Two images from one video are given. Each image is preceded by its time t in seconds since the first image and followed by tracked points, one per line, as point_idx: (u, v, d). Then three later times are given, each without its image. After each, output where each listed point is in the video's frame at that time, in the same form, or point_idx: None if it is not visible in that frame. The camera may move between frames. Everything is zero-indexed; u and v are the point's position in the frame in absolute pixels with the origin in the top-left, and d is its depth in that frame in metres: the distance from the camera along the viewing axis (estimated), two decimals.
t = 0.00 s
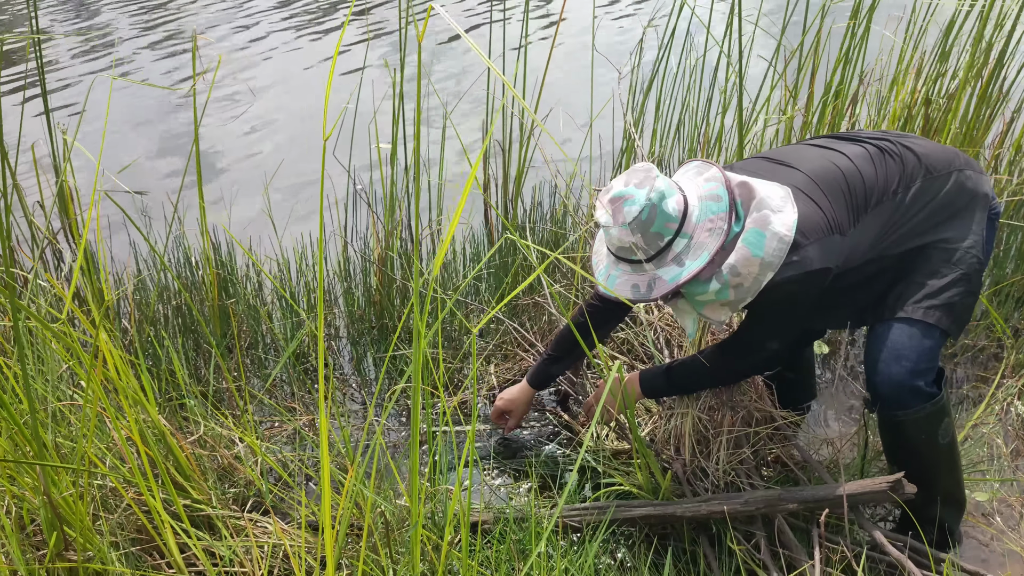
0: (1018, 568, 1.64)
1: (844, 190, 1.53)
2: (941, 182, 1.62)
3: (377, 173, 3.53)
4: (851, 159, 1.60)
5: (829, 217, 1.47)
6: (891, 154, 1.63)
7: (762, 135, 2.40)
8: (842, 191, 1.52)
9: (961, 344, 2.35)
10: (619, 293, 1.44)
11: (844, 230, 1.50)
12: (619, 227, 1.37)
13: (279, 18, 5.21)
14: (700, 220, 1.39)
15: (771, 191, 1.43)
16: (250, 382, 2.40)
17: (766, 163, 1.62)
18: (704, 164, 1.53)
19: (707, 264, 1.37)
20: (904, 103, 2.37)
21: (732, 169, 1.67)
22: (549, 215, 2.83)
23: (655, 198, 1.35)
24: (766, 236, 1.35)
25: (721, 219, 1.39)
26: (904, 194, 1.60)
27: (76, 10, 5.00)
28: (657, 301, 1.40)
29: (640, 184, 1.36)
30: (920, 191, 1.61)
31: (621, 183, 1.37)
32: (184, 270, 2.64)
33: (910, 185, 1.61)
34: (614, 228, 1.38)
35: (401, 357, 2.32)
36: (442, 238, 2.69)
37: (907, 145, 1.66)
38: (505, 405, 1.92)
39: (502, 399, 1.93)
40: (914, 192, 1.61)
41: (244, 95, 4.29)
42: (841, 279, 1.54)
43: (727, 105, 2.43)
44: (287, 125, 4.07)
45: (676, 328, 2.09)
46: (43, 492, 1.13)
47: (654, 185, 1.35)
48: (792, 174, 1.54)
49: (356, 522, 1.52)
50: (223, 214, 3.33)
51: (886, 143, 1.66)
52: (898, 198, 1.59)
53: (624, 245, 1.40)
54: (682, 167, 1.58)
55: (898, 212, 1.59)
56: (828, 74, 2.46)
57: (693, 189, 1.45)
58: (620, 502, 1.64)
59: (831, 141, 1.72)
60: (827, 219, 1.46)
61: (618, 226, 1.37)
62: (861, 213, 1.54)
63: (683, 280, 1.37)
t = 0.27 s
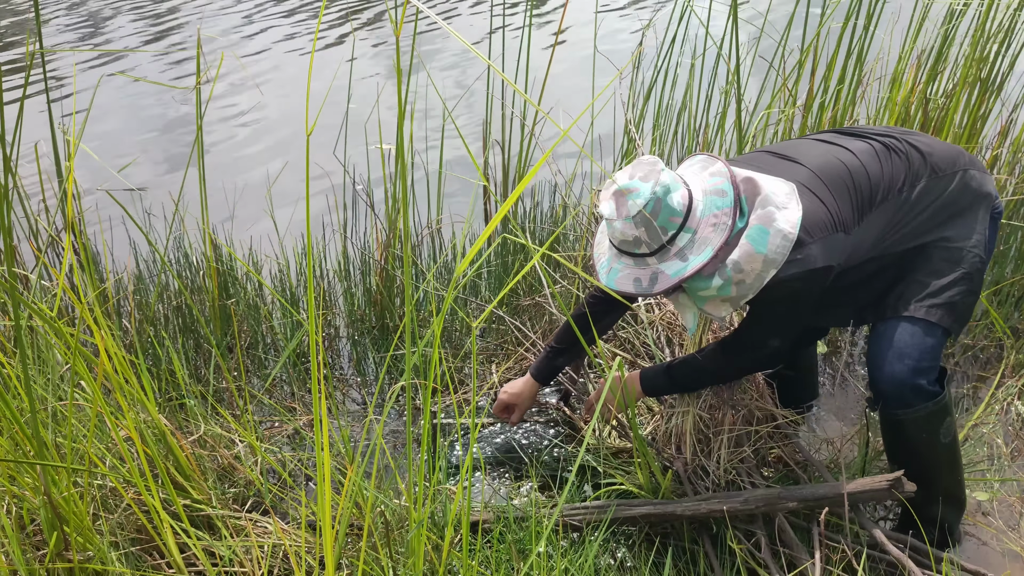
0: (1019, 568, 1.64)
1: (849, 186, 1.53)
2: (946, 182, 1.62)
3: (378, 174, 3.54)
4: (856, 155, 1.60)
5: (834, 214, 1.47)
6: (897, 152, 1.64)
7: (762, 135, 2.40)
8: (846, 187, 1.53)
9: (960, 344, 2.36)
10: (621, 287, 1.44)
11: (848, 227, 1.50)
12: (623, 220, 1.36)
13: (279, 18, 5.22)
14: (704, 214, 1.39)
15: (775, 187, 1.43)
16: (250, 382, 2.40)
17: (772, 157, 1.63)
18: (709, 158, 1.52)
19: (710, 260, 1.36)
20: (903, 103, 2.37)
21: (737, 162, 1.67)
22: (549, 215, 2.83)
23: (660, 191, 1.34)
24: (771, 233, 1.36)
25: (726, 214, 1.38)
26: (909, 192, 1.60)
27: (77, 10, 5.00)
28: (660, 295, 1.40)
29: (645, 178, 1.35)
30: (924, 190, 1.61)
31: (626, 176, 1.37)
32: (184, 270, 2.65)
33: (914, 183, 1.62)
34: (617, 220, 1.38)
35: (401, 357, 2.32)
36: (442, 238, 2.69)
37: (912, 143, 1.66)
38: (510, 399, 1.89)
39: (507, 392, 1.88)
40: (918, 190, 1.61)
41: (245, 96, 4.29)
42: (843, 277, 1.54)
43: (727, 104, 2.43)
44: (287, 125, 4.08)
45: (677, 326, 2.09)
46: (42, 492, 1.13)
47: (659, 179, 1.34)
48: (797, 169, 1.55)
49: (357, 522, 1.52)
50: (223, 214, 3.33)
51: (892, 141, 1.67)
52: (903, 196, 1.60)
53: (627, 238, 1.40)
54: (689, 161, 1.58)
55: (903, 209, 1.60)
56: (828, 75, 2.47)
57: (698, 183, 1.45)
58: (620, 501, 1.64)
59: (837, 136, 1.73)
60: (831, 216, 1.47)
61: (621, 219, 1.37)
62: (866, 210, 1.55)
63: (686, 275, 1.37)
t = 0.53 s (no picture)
0: (1018, 568, 1.64)
1: (853, 183, 1.53)
2: (951, 180, 1.62)
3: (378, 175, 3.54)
4: (862, 152, 1.59)
5: (836, 211, 1.47)
6: (903, 149, 1.63)
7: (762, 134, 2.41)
8: (850, 184, 1.53)
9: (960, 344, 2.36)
10: (622, 285, 1.46)
11: (851, 225, 1.50)
12: (623, 218, 1.37)
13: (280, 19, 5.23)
14: (704, 211, 1.40)
15: (778, 183, 1.42)
16: (250, 382, 2.40)
17: (776, 152, 1.62)
18: (710, 154, 1.52)
19: (710, 257, 1.37)
20: (903, 104, 2.37)
21: (742, 156, 1.66)
22: (548, 215, 2.83)
23: (659, 188, 1.35)
24: (772, 229, 1.35)
25: (726, 211, 1.39)
26: (915, 189, 1.60)
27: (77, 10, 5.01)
28: (660, 292, 1.41)
29: (644, 175, 1.35)
30: (930, 187, 1.60)
31: (625, 174, 1.37)
32: (185, 270, 2.65)
33: (920, 180, 1.61)
34: (617, 218, 1.38)
35: (401, 357, 2.33)
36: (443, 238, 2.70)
37: (919, 140, 1.65)
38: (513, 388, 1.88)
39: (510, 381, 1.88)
40: (923, 188, 1.60)
41: (245, 96, 4.30)
42: (845, 276, 1.54)
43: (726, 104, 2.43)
44: (288, 126, 4.08)
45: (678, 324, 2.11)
46: (43, 492, 1.13)
47: (658, 175, 1.34)
48: (801, 164, 1.55)
49: (357, 522, 1.52)
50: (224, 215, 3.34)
51: (898, 137, 1.66)
52: (908, 194, 1.59)
53: (627, 236, 1.40)
54: (689, 158, 1.59)
55: (908, 206, 1.59)
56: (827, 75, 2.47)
57: (698, 180, 1.46)
58: (620, 501, 1.64)
59: (843, 132, 1.72)
60: (834, 213, 1.46)
61: (620, 216, 1.37)
62: (871, 207, 1.54)
63: (686, 273, 1.37)
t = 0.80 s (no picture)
0: (1018, 568, 1.65)
1: (859, 181, 1.54)
2: (958, 180, 1.61)
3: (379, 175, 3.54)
4: (869, 150, 1.60)
5: (843, 209, 1.48)
6: (910, 148, 1.63)
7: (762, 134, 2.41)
8: (857, 182, 1.53)
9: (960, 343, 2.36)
10: (626, 280, 1.46)
11: (856, 223, 1.51)
12: (629, 212, 1.37)
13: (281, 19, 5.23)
14: (710, 207, 1.40)
15: (785, 179, 1.43)
16: (250, 382, 2.40)
17: (783, 147, 1.63)
18: (716, 150, 1.53)
19: (716, 253, 1.37)
20: (903, 103, 2.37)
21: (748, 151, 1.67)
22: (549, 214, 2.83)
23: (667, 183, 1.35)
24: (778, 227, 1.36)
25: (733, 206, 1.39)
26: (921, 188, 1.60)
27: (79, 10, 5.01)
28: (665, 288, 1.41)
29: (651, 170, 1.35)
30: (936, 187, 1.61)
31: (632, 169, 1.37)
32: (185, 269, 2.65)
33: (926, 179, 1.61)
34: (622, 213, 1.38)
35: (402, 357, 2.33)
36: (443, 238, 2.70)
37: (926, 140, 1.66)
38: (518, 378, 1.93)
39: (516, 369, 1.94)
40: (930, 188, 1.60)
41: (246, 96, 4.30)
42: (849, 275, 1.53)
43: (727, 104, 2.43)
44: (288, 125, 4.08)
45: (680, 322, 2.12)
46: (44, 492, 1.13)
47: (665, 169, 1.34)
48: (809, 160, 1.56)
49: (357, 522, 1.52)
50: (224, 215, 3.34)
51: (906, 137, 1.67)
52: (914, 193, 1.60)
53: (633, 232, 1.41)
54: (695, 153, 1.59)
55: (914, 205, 1.59)
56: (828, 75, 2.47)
57: (704, 175, 1.45)
58: (620, 501, 1.64)
59: (850, 130, 1.73)
60: (840, 211, 1.47)
61: (626, 211, 1.37)
62: (876, 205, 1.55)
63: (692, 268, 1.38)
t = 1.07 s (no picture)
0: (1018, 568, 1.64)
1: (864, 180, 1.54)
2: (963, 180, 1.61)
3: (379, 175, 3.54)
4: (874, 148, 1.60)
5: (847, 208, 1.48)
6: (915, 147, 1.63)
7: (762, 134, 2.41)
8: (862, 180, 1.54)
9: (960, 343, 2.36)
10: (629, 277, 1.44)
11: (860, 222, 1.51)
12: (632, 208, 1.36)
13: (281, 18, 5.23)
14: (714, 203, 1.40)
15: (789, 177, 1.44)
16: (250, 381, 2.40)
17: (788, 144, 1.63)
18: (719, 146, 1.52)
19: (720, 250, 1.36)
20: (902, 103, 2.38)
21: (753, 147, 1.68)
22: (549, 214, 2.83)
23: (671, 179, 1.34)
24: (782, 225, 1.36)
25: (737, 203, 1.39)
26: (926, 188, 1.60)
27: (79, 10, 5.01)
28: (668, 285, 1.40)
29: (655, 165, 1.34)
30: (941, 187, 1.61)
31: (635, 164, 1.37)
32: (185, 269, 2.65)
33: (931, 179, 1.61)
34: (626, 208, 1.37)
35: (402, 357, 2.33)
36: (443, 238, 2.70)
37: (931, 139, 1.66)
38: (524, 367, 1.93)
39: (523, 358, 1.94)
40: (934, 187, 1.60)
41: (246, 96, 4.30)
42: (851, 273, 1.54)
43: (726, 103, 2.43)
44: (288, 125, 4.08)
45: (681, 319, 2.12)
46: (43, 492, 1.13)
47: (669, 165, 1.34)
48: (814, 158, 1.56)
49: (357, 521, 1.52)
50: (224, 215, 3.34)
51: (911, 136, 1.67)
52: (918, 192, 1.60)
53: (636, 227, 1.40)
54: (698, 149, 1.58)
55: (918, 205, 1.60)
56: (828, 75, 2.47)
57: (708, 171, 1.45)
58: (621, 500, 1.64)
59: (856, 127, 1.72)
60: (844, 209, 1.47)
61: (630, 206, 1.36)
62: (880, 205, 1.55)
63: (696, 265, 1.37)
